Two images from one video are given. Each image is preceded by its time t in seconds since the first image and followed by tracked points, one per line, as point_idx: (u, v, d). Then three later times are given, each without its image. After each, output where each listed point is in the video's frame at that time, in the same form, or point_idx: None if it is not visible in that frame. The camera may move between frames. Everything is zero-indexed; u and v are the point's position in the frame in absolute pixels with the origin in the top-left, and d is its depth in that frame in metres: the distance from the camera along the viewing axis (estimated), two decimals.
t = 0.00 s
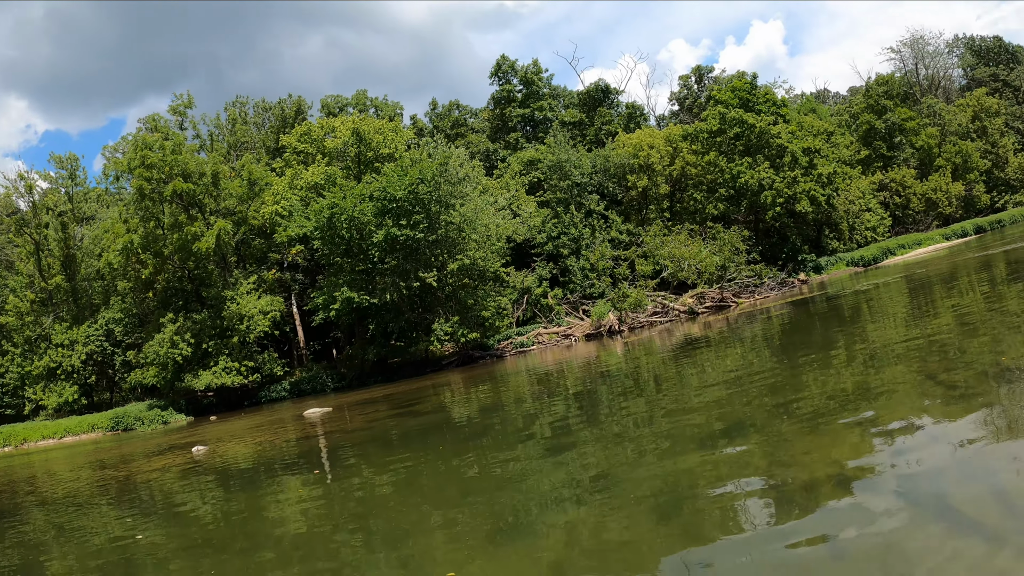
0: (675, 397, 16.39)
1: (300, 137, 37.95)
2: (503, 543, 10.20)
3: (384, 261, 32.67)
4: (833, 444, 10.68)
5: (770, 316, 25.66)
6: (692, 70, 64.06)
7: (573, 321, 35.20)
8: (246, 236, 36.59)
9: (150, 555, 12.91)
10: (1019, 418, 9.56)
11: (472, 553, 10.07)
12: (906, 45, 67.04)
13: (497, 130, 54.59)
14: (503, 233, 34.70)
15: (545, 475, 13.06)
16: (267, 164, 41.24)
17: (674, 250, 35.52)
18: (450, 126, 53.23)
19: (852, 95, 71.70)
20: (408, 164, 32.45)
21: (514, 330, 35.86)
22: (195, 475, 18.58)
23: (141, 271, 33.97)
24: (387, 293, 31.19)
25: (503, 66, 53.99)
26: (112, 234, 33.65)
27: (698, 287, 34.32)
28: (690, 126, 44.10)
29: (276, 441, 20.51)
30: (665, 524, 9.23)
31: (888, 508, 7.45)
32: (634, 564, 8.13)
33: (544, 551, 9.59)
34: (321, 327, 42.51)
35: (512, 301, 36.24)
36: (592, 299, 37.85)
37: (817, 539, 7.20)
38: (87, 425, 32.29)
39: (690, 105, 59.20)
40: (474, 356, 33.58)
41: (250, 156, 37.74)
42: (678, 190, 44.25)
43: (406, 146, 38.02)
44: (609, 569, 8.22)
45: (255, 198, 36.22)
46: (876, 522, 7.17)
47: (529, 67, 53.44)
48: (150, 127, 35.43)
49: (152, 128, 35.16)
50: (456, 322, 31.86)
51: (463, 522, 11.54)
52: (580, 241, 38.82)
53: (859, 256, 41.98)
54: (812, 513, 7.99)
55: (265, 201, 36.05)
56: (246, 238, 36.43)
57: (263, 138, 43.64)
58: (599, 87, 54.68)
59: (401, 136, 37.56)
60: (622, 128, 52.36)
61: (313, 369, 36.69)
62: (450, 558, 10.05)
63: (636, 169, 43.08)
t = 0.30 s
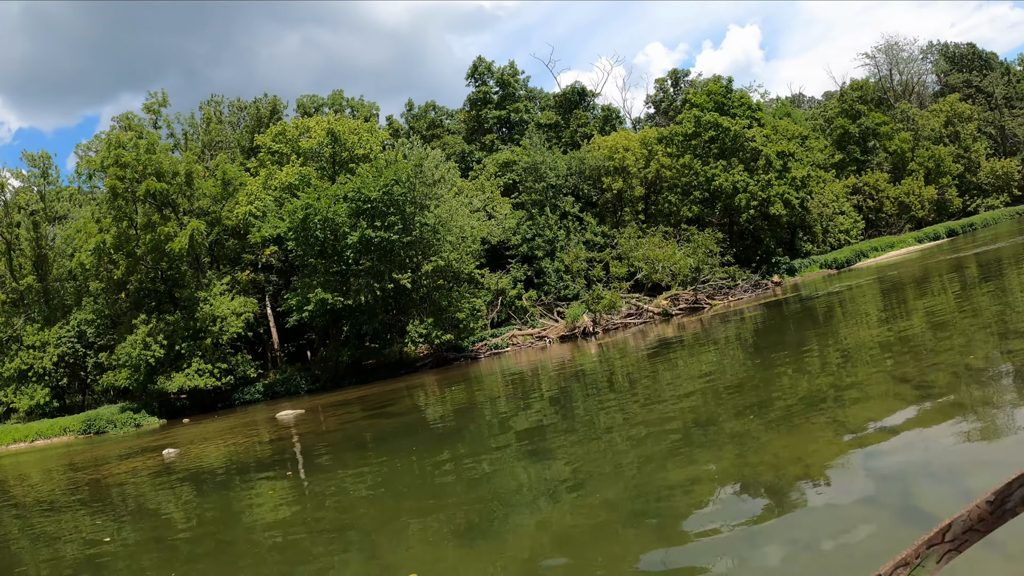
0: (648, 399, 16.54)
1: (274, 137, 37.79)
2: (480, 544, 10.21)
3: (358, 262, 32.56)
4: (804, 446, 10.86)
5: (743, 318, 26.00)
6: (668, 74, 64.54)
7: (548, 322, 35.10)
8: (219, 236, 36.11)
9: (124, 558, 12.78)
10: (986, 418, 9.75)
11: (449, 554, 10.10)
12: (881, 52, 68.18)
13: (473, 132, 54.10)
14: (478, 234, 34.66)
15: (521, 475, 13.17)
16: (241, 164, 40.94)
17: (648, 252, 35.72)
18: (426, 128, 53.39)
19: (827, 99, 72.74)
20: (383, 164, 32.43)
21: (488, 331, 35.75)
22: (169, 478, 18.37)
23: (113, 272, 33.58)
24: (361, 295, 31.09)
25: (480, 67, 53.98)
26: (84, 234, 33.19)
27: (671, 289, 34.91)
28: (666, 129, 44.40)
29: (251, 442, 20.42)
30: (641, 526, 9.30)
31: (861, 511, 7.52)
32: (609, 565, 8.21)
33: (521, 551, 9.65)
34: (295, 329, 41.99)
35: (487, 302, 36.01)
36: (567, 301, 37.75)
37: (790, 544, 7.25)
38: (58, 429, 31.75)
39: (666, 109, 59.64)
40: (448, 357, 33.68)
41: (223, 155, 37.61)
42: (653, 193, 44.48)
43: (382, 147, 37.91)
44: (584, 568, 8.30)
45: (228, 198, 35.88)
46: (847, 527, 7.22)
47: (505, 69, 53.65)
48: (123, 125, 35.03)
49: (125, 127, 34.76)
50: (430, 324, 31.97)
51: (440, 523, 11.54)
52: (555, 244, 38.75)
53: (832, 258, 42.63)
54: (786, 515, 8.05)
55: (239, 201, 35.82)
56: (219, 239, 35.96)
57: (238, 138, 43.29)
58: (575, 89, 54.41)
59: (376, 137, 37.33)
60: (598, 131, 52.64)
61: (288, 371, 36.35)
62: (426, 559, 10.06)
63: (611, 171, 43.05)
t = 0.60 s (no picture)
0: (634, 403, 16.58)
1: (265, 134, 37.66)
2: (464, 546, 10.22)
3: (348, 261, 32.49)
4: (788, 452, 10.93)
5: (732, 323, 26.09)
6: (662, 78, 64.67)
7: (537, 324, 35.29)
8: (208, 233, 35.87)
9: (106, 555, 12.71)
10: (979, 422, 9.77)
11: (433, 555, 10.10)
12: (874, 60, 68.57)
13: (465, 133, 54.01)
14: (468, 235, 34.55)
15: (507, 477, 13.15)
16: (232, 160, 40.76)
17: (638, 256, 35.72)
18: (419, 127, 53.42)
19: (820, 106, 73.12)
20: (373, 163, 32.35)
21: (476, 332, 35.72)
22: (153, 475, 18.27)
23: (100, 267, 33.38)
24: (349, 294, 31.05)
25: (473, 68, 53.94)
26: (73, 228, 33.02)
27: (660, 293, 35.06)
28: (658, 133, 44.35)
29: (237, 440, 20.35)
30: (624, 530, 9.33)
31: (853, 509, 7.55)
32: (592, 569, 8.25)
33: (505, 553, 9.66)
34: (284, 327, 41.86)
35: (476, 304, 36.13)
36: (555, 303, 37.76)
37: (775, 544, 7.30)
38: (43, 424, 31.55)
39: (659, 112, 59.75)
40: (436, 358, 33.66)
41: (214, 151, 37.41)
42: (644, 197, 44.41)
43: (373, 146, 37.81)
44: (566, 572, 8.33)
45: (218, 194, 35.59)
46: (836, 522, 7.26)
47: (499, 70, 53.73)
48: (114, 119, 34.82)
49: (116, 121, 34.57)
50: (418, 324, 32.00)
51: (425, 524, 11.54)
52: (545, 246, 38.71)
53: (822, 265, 42.87)
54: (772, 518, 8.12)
55: (229, 197, 35.63)
56: (208, 235, 35.80)
57: (230, 134, 43.15)
58: (568, 92, 54.55)
59: (368, 136, 37.21)
60: (591, 133, 52.62)
61: (275, 369, 36.19)
62: (410, 560, 10.06)
63: (603, 175, 43.13)
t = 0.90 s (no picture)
0: (631, 405, 16.55)
1: (268, 128, 37.62)
2: (457, 545, 10.19)
3: (347, 256, 32.39)
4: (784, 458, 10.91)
5: (731, 326, 26.07)
6: (667, 79, 64.56)
7: (535, 323, 35.29)
8: (209, 225, 35.91)
9: (100, 545, 12.71)
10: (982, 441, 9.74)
11: (426, 551, 10.12)
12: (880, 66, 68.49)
13: (468, 130, 54.05)
14: (469, 233, 34.44)
15: (502, 476, 13.12)
16: (234, 153, 40.73)
17: (637, 257, 35.67)
18: (422, 124, 53.46)
19: (824, 111, 73.03)
20: (375, 159, 32.32)
21: (474, 330, 35.76)
22: (148, 466, 18.26)
23: (100, 257, 33.41)
24: (348, 290, 31.08)
25: (478, 65, 53.89)
26: (74, 217, 33.04)
27: (659, 295, 35.08)
28: (661, 134, 44.07)
29: (233, 433, 20.37)
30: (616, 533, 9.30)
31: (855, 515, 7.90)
32: (583, 570, 8.22)
33: (498, 553, 9.63)
34: (284, 320, 41.88)
35: (475, 301, 36.20)
36: (554, 302, 37.77)
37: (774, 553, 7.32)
38: (41, 412, 31.59)
39: (662, 114, 59.69)
40: (433, 355, 33.64)
41: (216, 144, 37.37)
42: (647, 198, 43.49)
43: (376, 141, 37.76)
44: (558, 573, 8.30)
45: (219, 186, 35.54)
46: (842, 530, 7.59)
47: (503, 68, 53.72)
48: (117, 109, 34.80)
49: (119, 111, 34.54)
50: (417, 321, 32.03)
51: (418, 522, 11.51)
52: (545, 246, 38.70)
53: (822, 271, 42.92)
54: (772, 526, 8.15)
55: (229, 190, 35.53)
56: (209, 228, 35.80)
57: (233, 126, 43.14)
58: (572, 91, 54.51)
59: (371, 131, 37.16)
60: (593, 134, 52.56)
61: (273, 362, 36.20)
62: (403, 557, 10.03)
63: (605, 175, 43.05)
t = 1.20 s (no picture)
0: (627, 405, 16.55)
1: (271, 119, 37.54)
2: (451, 541, 10.20)
3: (347, 250, 32.31)
4: (776, 463, 10.94)
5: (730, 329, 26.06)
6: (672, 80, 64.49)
7: (534, 321, 35.32)
8: (209, 216, 35.87)
9: (95, 533, 12.74)
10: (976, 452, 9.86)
11: (420, 548, 10.10)
12: (885, 72, 68.37)
13: (472, 126, 54.05)
14: (471, 229, 34.37)
15: (498, 474, 13.11)
16: (237, 144, 40.66)
17: (638, 258, 35.62)
18: (426, 119, 53.40)
19: (828, 116, 72.94)
20: (377, 154, 32.28)
21: (473, 326, 35.79)
22: (144, 455, 18.29)
23: (101, 245, 33.39)
24: (348, 284, 31.05)
25: (483, 62, 53.80)
26: (75, 205, 33.07)
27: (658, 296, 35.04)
28: (664, 135, 44.18)
29: (229, 424, 20.37)
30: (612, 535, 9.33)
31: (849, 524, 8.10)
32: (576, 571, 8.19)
33: (490, 550, 9.67)
34: (282, 313, 41.83)
35: (475, 298, 36.22)
36: (553, 301, 37.75)
37: (772, 562, 7.41)
38: (38, 399, 31.58)
39: (666, 115, 59.62)
40: (431, 351, 33.63)
41: (219, 134, 37.32)
42: (647, 199, 44.20)
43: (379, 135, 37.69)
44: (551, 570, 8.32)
45: (221, 176, 35.85)
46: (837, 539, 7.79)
47: (508, 65, 53.67)
48: (120, 97, 34.73)
49: (122, 100, 34.48)
50: (416, 316, 32.02)
51: (412, 517, 11.53)
52: (546, 244, 38.69)
53: (822, 276, 42.93)
54: (769, 533, 8.21)
55: (232, 180, 35.78)
56: (210, 218, 35.78)
57: (236, 118, 43.09)
58: (577, 90, 54.44)
59: (374, 125, 37.09)
60: (597, 133, 52.49)
61: (270, 354, 36.17)
62: (397, 552, 10.06)
63: (607, 175, 43.33)
